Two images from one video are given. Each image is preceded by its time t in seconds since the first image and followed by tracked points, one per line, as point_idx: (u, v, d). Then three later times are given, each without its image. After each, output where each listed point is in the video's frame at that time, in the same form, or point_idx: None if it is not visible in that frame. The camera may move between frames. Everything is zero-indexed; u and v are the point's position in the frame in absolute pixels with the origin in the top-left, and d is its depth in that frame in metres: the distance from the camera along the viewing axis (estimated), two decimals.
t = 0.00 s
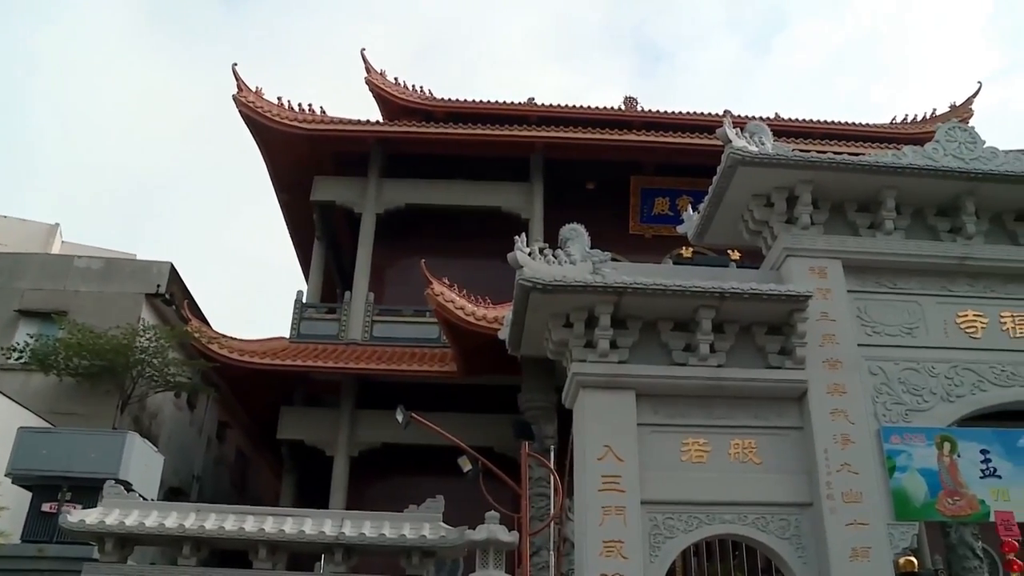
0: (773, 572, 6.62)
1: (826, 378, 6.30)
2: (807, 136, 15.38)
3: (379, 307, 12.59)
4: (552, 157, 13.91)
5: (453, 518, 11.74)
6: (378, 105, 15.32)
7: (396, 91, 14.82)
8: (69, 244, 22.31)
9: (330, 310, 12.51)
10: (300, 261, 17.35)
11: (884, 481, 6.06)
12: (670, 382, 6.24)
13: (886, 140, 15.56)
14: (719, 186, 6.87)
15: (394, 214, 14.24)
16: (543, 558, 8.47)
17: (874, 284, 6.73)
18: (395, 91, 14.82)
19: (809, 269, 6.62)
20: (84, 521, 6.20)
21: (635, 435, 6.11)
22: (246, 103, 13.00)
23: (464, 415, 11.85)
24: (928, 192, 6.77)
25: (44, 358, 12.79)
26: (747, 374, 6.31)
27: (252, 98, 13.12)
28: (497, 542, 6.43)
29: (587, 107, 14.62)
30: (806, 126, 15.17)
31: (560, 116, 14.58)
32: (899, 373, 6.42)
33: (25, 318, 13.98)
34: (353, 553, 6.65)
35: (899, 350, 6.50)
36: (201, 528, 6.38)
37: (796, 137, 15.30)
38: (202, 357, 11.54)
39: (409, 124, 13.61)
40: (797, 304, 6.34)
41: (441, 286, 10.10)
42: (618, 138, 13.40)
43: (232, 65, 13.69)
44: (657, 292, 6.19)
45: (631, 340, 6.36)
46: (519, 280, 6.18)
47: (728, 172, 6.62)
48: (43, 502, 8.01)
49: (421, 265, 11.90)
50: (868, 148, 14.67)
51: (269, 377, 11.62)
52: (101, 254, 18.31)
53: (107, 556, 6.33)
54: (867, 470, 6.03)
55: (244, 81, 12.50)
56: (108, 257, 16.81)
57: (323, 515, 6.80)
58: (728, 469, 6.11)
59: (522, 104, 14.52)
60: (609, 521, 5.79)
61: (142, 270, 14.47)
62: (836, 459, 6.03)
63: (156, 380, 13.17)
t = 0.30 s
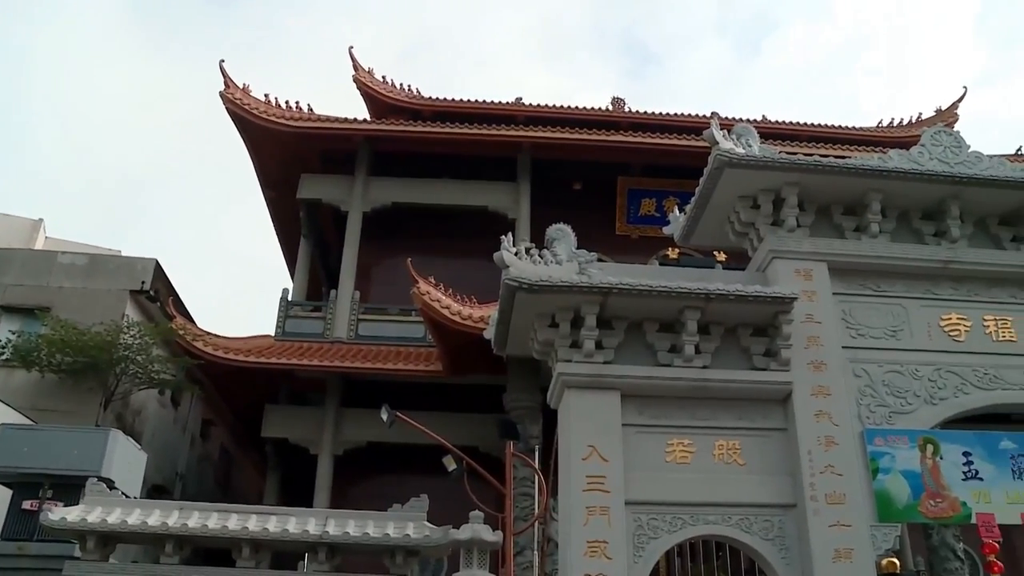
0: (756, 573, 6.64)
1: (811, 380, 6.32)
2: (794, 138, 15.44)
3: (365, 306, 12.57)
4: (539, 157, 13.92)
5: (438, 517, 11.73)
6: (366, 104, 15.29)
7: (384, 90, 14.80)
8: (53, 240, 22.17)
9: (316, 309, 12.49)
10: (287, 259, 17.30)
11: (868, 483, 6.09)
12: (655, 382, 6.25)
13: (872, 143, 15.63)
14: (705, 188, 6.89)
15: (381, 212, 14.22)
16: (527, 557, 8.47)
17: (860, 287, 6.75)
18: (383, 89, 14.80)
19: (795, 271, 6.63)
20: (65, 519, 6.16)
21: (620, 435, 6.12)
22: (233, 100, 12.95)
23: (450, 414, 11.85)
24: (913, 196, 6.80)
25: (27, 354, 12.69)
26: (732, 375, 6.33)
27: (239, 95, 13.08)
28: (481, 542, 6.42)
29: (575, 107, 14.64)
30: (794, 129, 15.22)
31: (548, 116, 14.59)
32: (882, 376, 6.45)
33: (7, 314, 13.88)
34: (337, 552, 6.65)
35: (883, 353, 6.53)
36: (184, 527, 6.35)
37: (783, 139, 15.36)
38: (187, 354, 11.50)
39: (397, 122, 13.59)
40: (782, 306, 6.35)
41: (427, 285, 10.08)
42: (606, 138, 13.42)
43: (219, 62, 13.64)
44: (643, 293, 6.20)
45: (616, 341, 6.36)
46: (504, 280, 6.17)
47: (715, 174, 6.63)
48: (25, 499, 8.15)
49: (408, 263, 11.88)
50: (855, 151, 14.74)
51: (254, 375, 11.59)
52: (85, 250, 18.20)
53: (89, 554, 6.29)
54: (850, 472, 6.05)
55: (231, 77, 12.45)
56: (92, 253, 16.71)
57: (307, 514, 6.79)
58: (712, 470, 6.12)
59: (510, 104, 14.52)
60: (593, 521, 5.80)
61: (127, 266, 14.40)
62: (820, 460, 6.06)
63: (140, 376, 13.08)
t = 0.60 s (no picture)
0: (741, 574, 6.65)
1: (798, 381, 6.34)
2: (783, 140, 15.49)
3: (353, 304, 12.55)
4: (528, 157, 13.92)
5: (424, 516, 11.72)
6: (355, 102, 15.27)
7: (373, 88, 14.77)
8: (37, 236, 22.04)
9: (303, 307, 12.46)
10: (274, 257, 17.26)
11: (853, 485, 6.11)
12: (642, 383, 6.25)
13: (860, 147, 15.69)
14: (694, 189, 6.89)
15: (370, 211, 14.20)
16: (512, 557, 8.47)
17: (847, 289, 6.78)
18: (372, 88, 14.77)
19: (783, 273, 6.65)
20: (49, 517, 6.12)
21: (607, 436, 6.13)
22: (222, 97, 12.91)
23: (436, 414, 11.85)
24: (901, 199, 6.83)
25: (10, 351, 12.50)
26: (719, 376, 6.34)
27: (227, 92, 13.04)
28: (467, 542, 6.42)
29: (565, 107, 14.65)
30: (783, 131, 15.26)
31: (538, 116, 14.59)
32: (869, 378, 6.47)
33: None
34: (323, 551, 6.64)
35: (870, 355, 6.55)
36: (169, 525, 6.32)
37: (772, 141, 15.40)
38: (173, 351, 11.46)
39: (386, 121, 13.58)
40: (769, 308, 6.37)
41: (415, 284, 10.07)
42: (595, 139, 13.44)
43: (208, 58, 13.60)
44: (631, 293, 6.21)
45: (604, 341, 6.37)
46: (492, 280, 6.17)
47: (704, 175, 6.64)
48: (8, 498, 8.25)
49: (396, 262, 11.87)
50: (843, 154, 14.79)
51: (241, 373, 11.55)
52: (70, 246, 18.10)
53: (73, 552, 6.26)
54: (836, 473, 6.07)
55: (219, 74, 12.41)
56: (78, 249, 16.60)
57: (293, 513, 6.78)
58: (698, 471, 6.14)
59: (499, 103, 14.52)
60: (579, 521, 5.80)
61: (114, 264, 14.34)
62: (806, 462, 6.07)
63: (126, 374, 13.00)
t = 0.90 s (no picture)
0: (725, 574, 6.67)
1: (783, 383, 6.36)
2: (770, 142, 15.53)
3: (339, 302, 12.53)
4: (516, 157, 13.92)
5: (408, 515, 11.71)
6: (343, 100, 15.24)
7: (361, 86, 14.75)
8: (21, 230, 21.89)
9: (289, 304, 12.43)
10: (261, 255, 17.22)
11: (837, 486, 6.14)
12: (628, 383, 6.26)
13: (847, 149, 15.74)
14: (681, 191, 6.90)
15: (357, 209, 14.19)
16: (497, 557, 8.48)
17: (833, 291, 6.80)
18: (360, 85, 14.75)
19: (769, 274, 6.67)
20: (29, 515, 6.08)
21: (592, 436, 6.13)
22: (209, 93, 12.88)
23: (422, 413, 11.84)
24: (886, 202, 6.86)
25: None
26: (704, 377, 6.35)
27: (215, 88, 13.00)
28: (451, 541, 6.42)
29: (554, 107, 14.65)
30: (770, 133, 15.30)
31: (527, 116, 14.60)
32: (853, 380, 6.50)
33: None
34: (307, 549, 6.62)
35: (855, 357, 6.58)
36: (152, 523, 6.29)
37: (759, 143, 15.44)
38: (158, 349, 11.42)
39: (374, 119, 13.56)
40: (755, 309, 6.39)
41: (401, 283, 10.06)
42: (583, 139, 13.46)
43: (196, 54, 13.56)
44: (618, 294, 6.21)
45: (589, 341, 6.38)
46: (479, 279, 6.17)
47: (691, 177, 6.65)
48: None
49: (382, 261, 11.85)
50: (830, 156, 14.84)
51: (227, 370, 11.52)
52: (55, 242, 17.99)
53: (54, 550, 6.22)
54: (820, 475, 6.09)
55: (207, 70, 12.37)
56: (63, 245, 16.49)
57: (277, 511, 6.77)
58: (683, 471, 6.15)
59: (488, 102, 14.52)
60: (564, 521, 5.80)
61: (98, 260, 14.23)
62: (790, 463, 6.09)
63: (109, 370, 12.78)
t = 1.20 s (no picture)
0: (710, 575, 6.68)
1: (770, 385, 6.37)
2: (759, 144, 15.57)
3: (327, 301, 12.51)
4: (506, 157, 13.92)
5: (393, 514, 11.69)
6: (332, 98, 15.21)
7: (350, 84, 14.74)
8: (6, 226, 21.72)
9: (276, 302, 12.41)
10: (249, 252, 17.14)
11: (823, 488, 6.15)
12: (615, 384, 6.27)
13: (835, 151, 15.79)
14: (669, 192, 6.91)
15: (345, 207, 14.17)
16: (483, 556, 8.48)
17: (820, 293, 6.82)
18: (349, 84, 14.73)
19: (756, 276, 6.68)
20: (13, 513, 6.04)
21: (579, 436, 6.13)
22: (198, 90, 12.85)
23: (408, 412, 11.83)
24: (874, 205, 6.88)
25: None
26: (691, 378, 6.36)
27: (203, 85, 12.95)
28: (438, 541, 6.41)
29: (544, 107, 14.66)
30: (759, 135, 15.34)
31: (517, 116, 14.59)
32: (840, 382, 6.52)
33: None
34: (293, 548, 6.61)
35: (842, 359, 6.60)
36: (137, 521, 6.26)
37: (748, 145, 15.47)
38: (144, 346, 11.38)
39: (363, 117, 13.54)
40: (742, 311, 6.39)
41: (389, 282, 10.04)
42: (572, 139, 13.47)
43: (184, 50, 13.52)
44: (605, 294, 6.21)
45: (577, 342, 6.38)
46: (467, 278, 6.16)
47: (679, 178, 6.66)
48: None
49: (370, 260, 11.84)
50: (818, 159, 14.88)
51: (214, 368, 11.48)
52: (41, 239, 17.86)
53: (38, 548, 6.19)
54: (806, 476, 6.11)
55: (195, 67, 12.33)
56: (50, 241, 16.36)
57: (263, 510, 6.75)
58: (670, 472, 6.16)
59: (477, 102, 14.52)
60: (550, 521, 5.80)
61: (85, 256, 13.75)
62: (777, 464, 6.11)
63: (95, 368, 12.14)
